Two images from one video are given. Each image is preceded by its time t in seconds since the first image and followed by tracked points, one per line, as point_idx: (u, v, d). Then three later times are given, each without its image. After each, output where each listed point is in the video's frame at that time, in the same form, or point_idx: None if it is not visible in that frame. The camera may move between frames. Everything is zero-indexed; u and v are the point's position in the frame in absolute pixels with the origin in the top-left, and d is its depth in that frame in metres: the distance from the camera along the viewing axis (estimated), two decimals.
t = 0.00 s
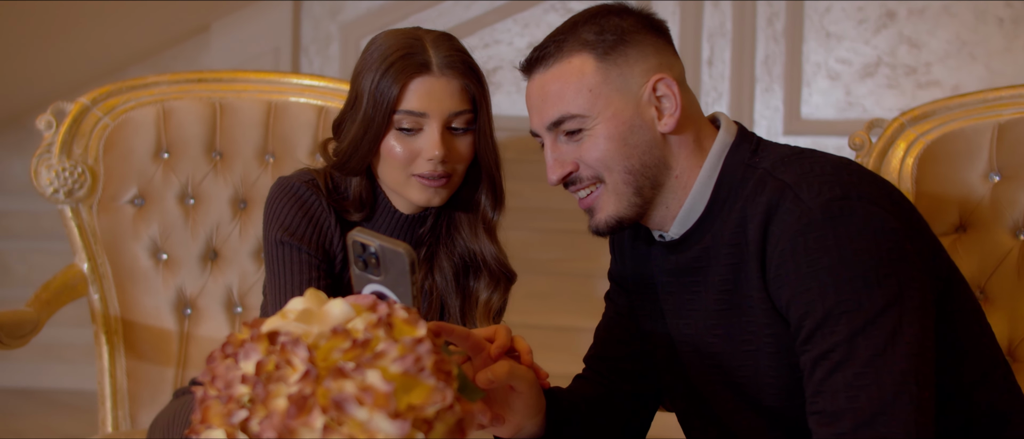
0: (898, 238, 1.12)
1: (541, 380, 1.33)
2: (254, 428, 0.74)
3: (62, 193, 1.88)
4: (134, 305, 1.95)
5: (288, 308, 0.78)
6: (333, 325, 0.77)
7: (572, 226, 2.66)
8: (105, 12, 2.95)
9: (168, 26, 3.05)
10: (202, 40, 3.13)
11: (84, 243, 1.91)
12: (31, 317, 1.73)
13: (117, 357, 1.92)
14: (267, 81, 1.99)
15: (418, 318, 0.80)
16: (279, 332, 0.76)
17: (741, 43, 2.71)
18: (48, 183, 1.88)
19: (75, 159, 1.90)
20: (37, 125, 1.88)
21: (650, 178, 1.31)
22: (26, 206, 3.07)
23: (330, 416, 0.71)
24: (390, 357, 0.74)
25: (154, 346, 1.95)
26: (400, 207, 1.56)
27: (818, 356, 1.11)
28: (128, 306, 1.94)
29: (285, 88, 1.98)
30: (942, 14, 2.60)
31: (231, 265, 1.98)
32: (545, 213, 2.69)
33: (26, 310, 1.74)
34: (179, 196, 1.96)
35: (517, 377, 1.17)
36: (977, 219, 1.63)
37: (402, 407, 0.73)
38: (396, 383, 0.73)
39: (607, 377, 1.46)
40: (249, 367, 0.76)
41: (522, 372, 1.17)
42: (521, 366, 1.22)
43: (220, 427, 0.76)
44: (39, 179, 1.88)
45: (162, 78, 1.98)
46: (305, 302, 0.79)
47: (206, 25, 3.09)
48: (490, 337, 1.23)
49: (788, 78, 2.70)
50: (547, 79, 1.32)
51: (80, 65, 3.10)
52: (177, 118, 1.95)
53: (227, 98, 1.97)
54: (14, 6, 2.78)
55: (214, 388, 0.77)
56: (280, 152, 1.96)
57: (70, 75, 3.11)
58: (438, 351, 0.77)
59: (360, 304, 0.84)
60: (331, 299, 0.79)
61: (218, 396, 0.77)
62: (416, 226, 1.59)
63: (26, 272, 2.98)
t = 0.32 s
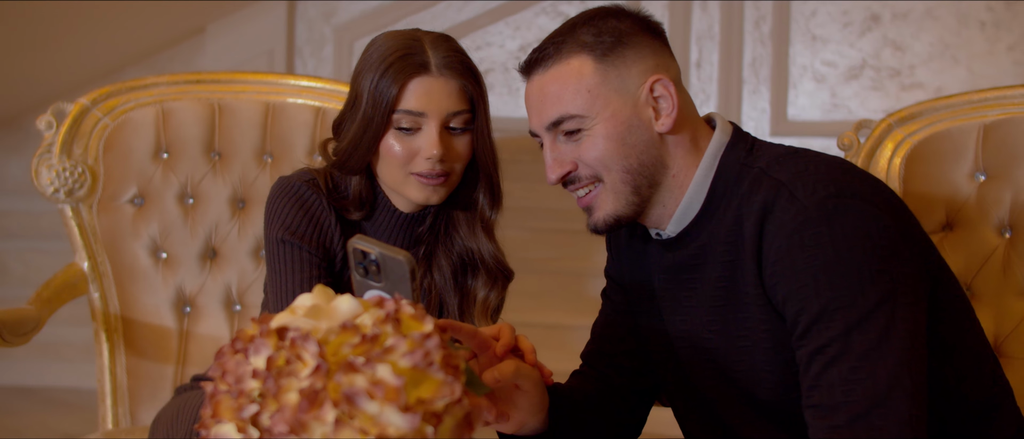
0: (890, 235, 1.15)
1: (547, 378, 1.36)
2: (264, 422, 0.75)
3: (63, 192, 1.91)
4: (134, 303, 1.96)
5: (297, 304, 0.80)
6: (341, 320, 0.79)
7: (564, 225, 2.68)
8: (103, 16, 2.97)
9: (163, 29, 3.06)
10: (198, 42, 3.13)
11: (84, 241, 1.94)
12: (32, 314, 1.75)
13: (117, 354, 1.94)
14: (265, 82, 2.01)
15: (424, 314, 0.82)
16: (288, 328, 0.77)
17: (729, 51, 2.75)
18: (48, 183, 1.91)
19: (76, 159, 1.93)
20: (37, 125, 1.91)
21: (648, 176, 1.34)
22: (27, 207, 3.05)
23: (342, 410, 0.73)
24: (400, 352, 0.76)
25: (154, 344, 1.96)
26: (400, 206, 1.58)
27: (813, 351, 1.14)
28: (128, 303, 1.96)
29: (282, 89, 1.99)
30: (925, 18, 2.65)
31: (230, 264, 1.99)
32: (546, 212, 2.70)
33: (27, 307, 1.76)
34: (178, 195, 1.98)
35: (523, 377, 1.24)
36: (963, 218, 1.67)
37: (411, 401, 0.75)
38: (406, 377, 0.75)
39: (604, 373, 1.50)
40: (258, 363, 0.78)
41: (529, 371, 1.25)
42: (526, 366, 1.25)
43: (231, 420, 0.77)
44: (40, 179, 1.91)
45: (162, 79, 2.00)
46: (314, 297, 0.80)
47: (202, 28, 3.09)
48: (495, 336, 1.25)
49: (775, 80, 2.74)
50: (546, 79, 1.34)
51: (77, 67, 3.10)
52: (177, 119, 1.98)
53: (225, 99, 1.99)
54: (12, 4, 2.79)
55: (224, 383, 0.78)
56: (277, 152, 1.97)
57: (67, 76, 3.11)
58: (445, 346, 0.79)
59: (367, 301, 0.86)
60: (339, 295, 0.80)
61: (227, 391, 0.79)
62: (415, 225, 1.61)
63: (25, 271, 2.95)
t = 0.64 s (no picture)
0: (885, 234, 1.18)
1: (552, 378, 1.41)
2: (278, 418, 0.78)
3: (64, 192, 1.91)
4: (134, 301, 1.97)
5: (307, 301, 0.82)
6: (352, 317, 0.81)
7: (555, 226, 2.71)
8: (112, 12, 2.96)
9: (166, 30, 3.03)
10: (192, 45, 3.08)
11: (85, 241, 1.95)
12: (34, 313, 1.73)
13: (118, 353, 1.94)
14: (263, 84, 2.02)
15: (434, 311, 0.83)
16: (300, 326, 0.80)
17: (716, 51, 2.78)
18: (50, 184, 1.91)
19: (77, 159, 1.94)
20: (39, 126, 1.91)
21: (647, 177, 1.36)
22: (29, 207, 3.06)
23: (356, 406, 0.75)
24: (412, 349, 0.78)
25: (154, 342, 1.97)
26: (400, 204, 1.59)
27: (811, 347, 1.17)
28: (129, 302, 1.97)
29: (281, 90, 2.01)
30: (909, 22, 2.70)
31: (230, 263, 2.01)
32: (539, 212, 2.73)
33: (30, 306, 1.74)
34: (179, 195, 1.99)
35: (529, 378, 1.27)
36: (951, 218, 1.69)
37: (423, 397, 0.77)
38: (418, 374, 0.77)
39: (603, 369, 1.53)
40: (272, 360, 0.80)
41: (534, 373, 1.28)
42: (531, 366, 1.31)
43: (243, 416, 0.80)
44: (41, 179, 1.91)
45: (161, 81, 2.01)
46: (324, 295, 0.82)
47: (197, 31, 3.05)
48: (500, 337, 1.32)
49: (761, 82, 2.77)
50: (548, 81, 1.37)
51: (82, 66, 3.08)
52: (177, 120, 1.99)
53: (224, 100, 2.01)
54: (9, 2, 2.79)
55: (238, 380, 0.81)
56: (277, 153, 1.99)
57: (62, 79, 3.09)
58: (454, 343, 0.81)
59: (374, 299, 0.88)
60: (348, 292, 0.82)
61: (241, 387, 0.82)
62: (416, 224, 1.63)
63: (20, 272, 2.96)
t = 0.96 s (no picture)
0: (880, 234, 1.22)
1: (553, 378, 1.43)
2: (292, 416, 0.80)
3: (66, 193, 1.92)
4: (135, 300, 1.98)
5: (319, 302, 0.84)
6: (362, 317, 0.83)
7: (548, 226, 2.73)
8: (124, 8, 2.89)
9: (170, 28, 2.99)
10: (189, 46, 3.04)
11: (87, 242, 1.96)
12: (38, 312, 1.74)
13: (119, 352, 1.96)
14: (262, 86, 2.04)
15: (442, 311, 0.86)
16: (312, 325, 0.81)
17: (705, 53, 2.82)
18: (51, 184, 1.92)
19: (79, 161, 1.95)
20: (41, 128, 1.92)
21: (647, 179, 1.39)
22: (30, 208, 3.02)
23: (369, 404, 0.77)
24: (424, 348, 0.80)
25: (154, 341, 1.98)
26: (403, 206, 1.62)
27: (809, 345, 1.20)
28: (130, 302, 1.98)
29: (280, 92, 2.03)
30: (893, 26, 2.75)
31: (230, 263, 2.02)
32: (530, 212, 2.75)
33: (33, 306, 1.74)
34: (179, 196, 2.01)
35: (530, 380, 1.30)
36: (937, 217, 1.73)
37: (436, 396, 0.79)
38: (430, 372, 0.79)
39: (602, 367, 1.56)
40: (285, 359, 0.82)
41: (535, 374, 1.30)
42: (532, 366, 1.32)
43: (257, 414, 0.82)
44: (43, 180, 1.92)
45: (162, 83, 2.03)
46: (336, 295, 0.84)
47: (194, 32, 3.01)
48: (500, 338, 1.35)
49: (749, 85, 2.81)
50: (550, 84, 1.39)
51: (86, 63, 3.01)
52: (177, 121, 2.00)
53: (223, 102, 2.02)
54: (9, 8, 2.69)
55: (252, 378, 0.83)
56: (276, 154, 2.01)
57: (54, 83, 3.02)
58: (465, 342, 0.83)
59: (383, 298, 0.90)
60: (359, 292, 0.84)
61: (255, 386, 0.83)
62: (417, 224, 1.65)
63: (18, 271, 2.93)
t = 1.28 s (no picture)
0: (874, 235, 1.24)
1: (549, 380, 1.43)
2: (305, 415, 0.82)
3: (68, 194, 1.94)
4: (136, 300, 2.00)
5: (329, 302, 0.86)
6: (372, 317, 0.85)
7: (540, 225, 2.76)
8: (127, 9, 2.88)
9: (172, 28, 2.97)
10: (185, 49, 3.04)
11: (89, 242, 1.98)
12: (42, 311, 1.74)
13: (122, 351, 1.98)
14: (261, 88, 2.06)
15: (450, 311, 0.88)
16: (324, 325, 0.83)
17: (694, 55, 2.85)
18: (53, 185, 1.94)
19: (80, 162, 1.96)
20: (42, 130, 1.94)
21: (645, 181, 1.42)
22: (26, 208, 2.97)
23: (382, 403, 0.79)
24: (434, 348, 0.82)
25: (155, 339, 2.00)
26: (404, 208, 1.64)
27: (807, 344, 1.22)
28: (132, 301, 2.00)
29: (279, 95, 2.04)
30: (879, 29, 2.80)
31: (230, 263, 2.04)
32: (523, 212, 2.78)
33: (37, 306, 1.75)
34: (179, 196, 2.03)
35: (527, 377, 1.32)
36: (926, 217, 1.77)
37: (447, 395, 0.81)
38: (442, 371, 0.81)
39: (600, 364, 1.58)
40: (297, 359, 0.83)
41: (532, 370, 1.32)
42: (530, 364, 1.33)
43: (270, 413, 0.83)
44: (45, 181, 1.93)
45: (161, 85, 2.04)
46: (345, 296, 0.86)
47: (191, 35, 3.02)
48: (500, 336, 1.34)
49: (737, 87, 2.85)
50: (551, 88, 1.42)
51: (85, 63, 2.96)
52: (177, 123, 2.02)
53: (223, 104, 2.04)
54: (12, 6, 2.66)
55: (264, 378, 0.84)
56: (276, 156, 2.02)
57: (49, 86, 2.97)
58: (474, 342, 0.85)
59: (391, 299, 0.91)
60: (368, 293, 0.86)
61: (267, 386, 0.85)
62: (418, 226, 1.67)
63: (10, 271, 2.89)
